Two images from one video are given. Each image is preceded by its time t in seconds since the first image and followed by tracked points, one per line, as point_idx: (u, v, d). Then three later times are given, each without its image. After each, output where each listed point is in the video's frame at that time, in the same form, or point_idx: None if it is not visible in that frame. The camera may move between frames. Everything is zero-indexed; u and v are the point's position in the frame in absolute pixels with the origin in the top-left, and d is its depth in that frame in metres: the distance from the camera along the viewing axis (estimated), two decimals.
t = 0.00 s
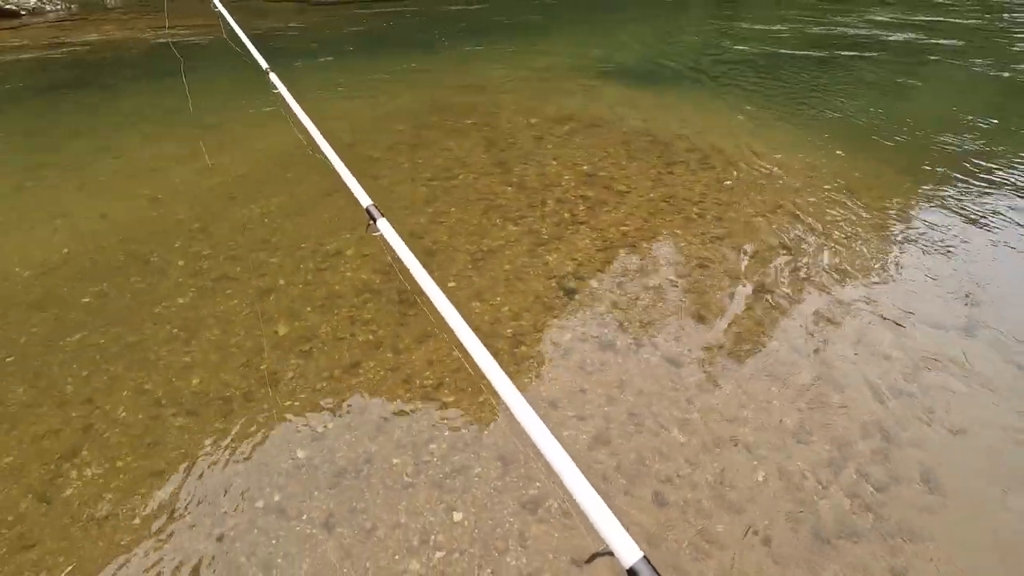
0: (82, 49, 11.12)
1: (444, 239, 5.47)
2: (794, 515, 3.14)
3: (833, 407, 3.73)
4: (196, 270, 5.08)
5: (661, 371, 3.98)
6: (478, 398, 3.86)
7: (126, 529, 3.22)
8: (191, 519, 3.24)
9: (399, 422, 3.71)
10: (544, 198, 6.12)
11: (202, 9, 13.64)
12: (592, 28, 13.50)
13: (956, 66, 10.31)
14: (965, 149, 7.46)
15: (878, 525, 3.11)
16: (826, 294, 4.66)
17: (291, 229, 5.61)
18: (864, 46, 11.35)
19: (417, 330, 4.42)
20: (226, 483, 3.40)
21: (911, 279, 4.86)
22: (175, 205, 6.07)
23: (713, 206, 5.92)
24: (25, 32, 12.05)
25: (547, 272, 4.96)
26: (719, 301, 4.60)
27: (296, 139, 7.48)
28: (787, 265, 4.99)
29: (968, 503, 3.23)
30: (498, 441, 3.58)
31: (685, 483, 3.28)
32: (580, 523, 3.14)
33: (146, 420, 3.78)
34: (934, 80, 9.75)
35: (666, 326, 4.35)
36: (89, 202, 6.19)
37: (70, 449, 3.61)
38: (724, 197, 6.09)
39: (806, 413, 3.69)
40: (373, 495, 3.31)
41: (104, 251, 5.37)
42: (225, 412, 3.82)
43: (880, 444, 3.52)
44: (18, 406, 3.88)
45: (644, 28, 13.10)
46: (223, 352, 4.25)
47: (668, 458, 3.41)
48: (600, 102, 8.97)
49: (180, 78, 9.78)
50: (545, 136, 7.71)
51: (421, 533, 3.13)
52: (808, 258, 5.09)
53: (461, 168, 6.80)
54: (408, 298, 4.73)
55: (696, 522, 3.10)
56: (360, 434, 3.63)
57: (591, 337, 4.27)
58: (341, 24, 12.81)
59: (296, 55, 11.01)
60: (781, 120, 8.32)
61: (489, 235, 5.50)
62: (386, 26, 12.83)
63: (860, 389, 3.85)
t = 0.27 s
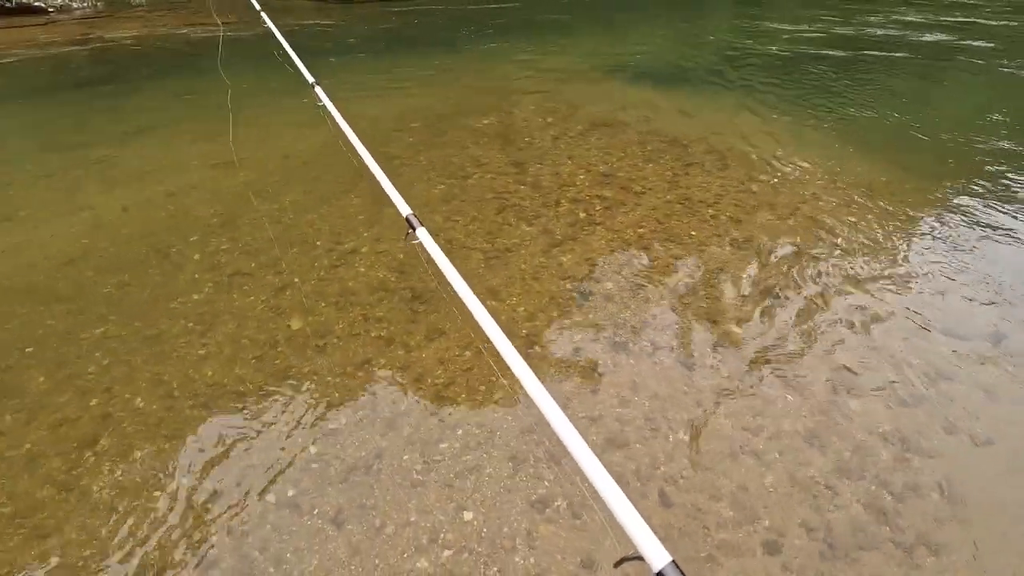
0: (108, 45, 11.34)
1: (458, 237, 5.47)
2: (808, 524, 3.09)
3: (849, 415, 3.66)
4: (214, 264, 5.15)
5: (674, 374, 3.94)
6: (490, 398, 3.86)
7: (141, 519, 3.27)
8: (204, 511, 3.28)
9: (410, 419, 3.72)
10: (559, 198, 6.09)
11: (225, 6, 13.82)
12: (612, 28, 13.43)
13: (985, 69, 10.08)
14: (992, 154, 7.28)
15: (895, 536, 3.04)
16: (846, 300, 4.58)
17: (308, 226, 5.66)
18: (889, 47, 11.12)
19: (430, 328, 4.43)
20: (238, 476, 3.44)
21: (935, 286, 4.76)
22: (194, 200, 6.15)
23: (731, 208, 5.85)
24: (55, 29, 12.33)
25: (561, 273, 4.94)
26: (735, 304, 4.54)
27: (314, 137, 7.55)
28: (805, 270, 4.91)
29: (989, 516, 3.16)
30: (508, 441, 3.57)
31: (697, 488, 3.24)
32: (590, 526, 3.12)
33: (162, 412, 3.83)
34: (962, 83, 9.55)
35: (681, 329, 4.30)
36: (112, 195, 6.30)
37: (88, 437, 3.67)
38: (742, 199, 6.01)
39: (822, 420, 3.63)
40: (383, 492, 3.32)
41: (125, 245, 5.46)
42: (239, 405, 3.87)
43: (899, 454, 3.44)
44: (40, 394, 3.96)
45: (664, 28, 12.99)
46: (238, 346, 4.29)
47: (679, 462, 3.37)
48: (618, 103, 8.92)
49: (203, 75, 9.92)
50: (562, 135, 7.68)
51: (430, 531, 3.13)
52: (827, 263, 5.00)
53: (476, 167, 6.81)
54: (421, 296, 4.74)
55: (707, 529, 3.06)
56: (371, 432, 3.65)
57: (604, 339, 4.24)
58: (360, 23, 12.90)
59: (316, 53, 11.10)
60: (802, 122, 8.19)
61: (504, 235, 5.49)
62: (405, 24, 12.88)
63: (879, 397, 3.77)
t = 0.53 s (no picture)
0: (131, 42, 11.53)
1: (471, 236, 5.48)
2: (819, 531, 3.05)
3: (864, 423, 3.60)
4: (229, 259, 5.21)
5: (685, 377, 3.91)
6: (499, 396, 3.86)
7: (153, 509, 3.31)
8: (215, 503, 3.32)
9: (420, 417, 3.73)
10: (572, 198, 6.07)
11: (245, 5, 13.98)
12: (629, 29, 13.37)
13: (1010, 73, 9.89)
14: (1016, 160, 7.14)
15: (908, 547, 2.99)
16: (862, 305, 4.51)
17: (322, 223, 5.70)
18: (912, 48, 10.93)
19: (441, 326, 4.44)
20: (249, 469, 3.48)
21: (954, 294, 4.67)
22: (211, 196, 6.23)
23: (746, 210, 5.78)
24: (80, 25, 12.57)
25: (573, 273, 4.93)
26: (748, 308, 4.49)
27: (329, 135, 7.60)
28: (821, 274, 4.84)
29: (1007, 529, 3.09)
30: (516, 441, 3.57)
31: (706, 492, 3.21)
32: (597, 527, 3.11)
33: (177, 403, 3.89)
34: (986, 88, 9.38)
35: (693, 331, 4.27)
36: (131, 190, 6.41)
37: (104, 427, 3.74)
38: (758, 201, 5.94)
39: (837, 427, 3.58)
40: (391, 488, 3.33)
41: (143, 239, 5.55)
42: (252, 399, 3.91)
43: (914, 463, 3.38)
44: (59, 384, 4.04)
45: (682, 27, 12.88)
46: (252, 340, 4.34)
47: (689, 466, 3.35)
48: (633, 103, 8.88)
49: (222, 72, 10.05)
50: (576, 135, 7.65)
51: (437, 529, 3.14)
52: (843, 267, 4.93)
53: (490, 166, 6.81)
54: (433, 294, 4.75)
55: (715, 533, 3.04)
56: (380, 428, 3.67)
57: (614, 340, 4.22)
58: (378, 21, 12.97)
59: (334, 51, 11.19)
60: (821, 124, 8.08)
61: (516, 234, 5.49)
62: (422, 23, 12.92)
63: (894, 405, 3.71)
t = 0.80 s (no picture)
0: (152, 38, 11.69)
1: (483, 234, 5.47)
2: (831, 539, 3.00)
3: (880, 430, 3.54)
4: (244, 254, 5.25)
5: (698, 380, 3.87)
6: (510, 395, 3.85)
7: (166, 499, 3.35)
8: (226, 495, 3.35)
9: (430, 415, 3.73)
10: (586, 198, 6.04)
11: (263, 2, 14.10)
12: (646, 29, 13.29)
13: None
14: None
15: (924, 558, 2.93)
16: (880, 310, 4.44)
17: (336, 219, 5.73)
18: (936, 48, 10.72)
19: (452, 324, 4.44)
20: (260, 462, 3.50)
21: (975, 300, 4.58)
22: (228, 191, 6.29)
23: (762, 212, 5.71)
24: (103, 22, 12.77)
25: (586, 273, 4.90)
26: (763, 311, 4.44)
27: (345, 132, 7.63)
28: (838, 278, 4.77)
29: None
30: (526, 440, 3.56)
31: (717, 496, 3.18)
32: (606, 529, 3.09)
33: (190, 396, 3.93)
34: (1011, 90, 9.19)
35: (707, 334, 4.23)
36: (150, 184, 6.50)
37: (120, 418, 3.79)
38: (775, 203, 5.88)
39: (851, 433, 3.52)
40: (400, 484, 3.34)
41: (160, 232, 5.62)
42: (264, 393, 3.94)
43: (932, 472, 3.32)
44: (76, 374, 4.10)
45: (699, 27, 12.76)
46: (265, 334, 4.38)
47: (700, 470, 3.31)
48: (649, 103, 8.81)
49: (240, 69, 10.15)
50: (591, 134, 7.61)
51: (445, 526, 3.14)
52: (861, 271, 4.85)
53: (504, 165, 6.80)
54: (445, 292, 4.76)
55: (726, 538, 3.00)
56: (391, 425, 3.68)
57: (626, 341, 4.19)
58: (394, 18, 13.01)
59: (350, 49, 11.24)
60: (840, 125, 7.96)
61: (529, 233, 5.47)
62: (438, 21, 12.94)
63: (912, 412, 3.65)
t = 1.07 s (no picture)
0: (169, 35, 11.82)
1: (494, 232, 5.46)
2: (841, 546, 2.96)
3: (894, 435, 3.48)
4: (257, 249, 5.30)
5: (708, 381, 3.83)
6: (518, 394, 3.85)
7: (176, 490, 3.39)
8: (236, 487, 3.38)
9: (439, 412, 3.73)
10: (598, 197, 6.01)
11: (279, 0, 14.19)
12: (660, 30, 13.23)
13: None
14: None
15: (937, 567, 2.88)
16: (896, 313, 4.36)
17: (348, 215, 5.76)
18: (958, 48, 10.52)
19: (461, 321, 4.44)
20: (269, 456, 3.53)
21: (994, 305, 4.49)
22: (241, 187, 6.35)
23: (776, 213, 5.65)
24: (122, 19, 12.93)
25: (596, 272, 4.88)
26: (775, 313, 4.38)
27: (357, 129, 7.66)
28: (853, 280, 4.69)
29: None
30: (534, 439, 3.55)
31: (726, 499, 3.15)
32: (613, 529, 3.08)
33: (202, 389, 3.97)
34: None
35: (717, 336, 4.19)
36: (165, 179, 6.57)
37: (132, 410, 3.84)
38: (789, 204, 5.80)
39: (864, 438, 3.47)
40: (407, 481, 3.35)
41: (174, 227, 5.68)
42: (274, 388, 3.96)
43: (947, 479, 3.26)
44: (91, 366, 4.16)
45: (715, 25, 12.64)
46: (276, 329, 4.41)
47: (709, 473, 3.28)
48: (663, 102, 8.74)
49: (256, 66, 10.23)
50: (604, 133, 7.57)
51: (452, 523, 3.14)
52: (877, 274, 4.77)
53: (516, 163, 6.78)
54: (455, 289, 4.76)
55: (735, 542, 2.97)
56: (399, 421, 3.68)
57: (636, 341, 4.17)
58: (409, 16, 13.04)
59: (364, 46, 11.28)
60: (858, 126, 7.85)
61: (540, 232, 5.45)
62: (452, 19, 12.94)
63: (927, 418, 3.58)
